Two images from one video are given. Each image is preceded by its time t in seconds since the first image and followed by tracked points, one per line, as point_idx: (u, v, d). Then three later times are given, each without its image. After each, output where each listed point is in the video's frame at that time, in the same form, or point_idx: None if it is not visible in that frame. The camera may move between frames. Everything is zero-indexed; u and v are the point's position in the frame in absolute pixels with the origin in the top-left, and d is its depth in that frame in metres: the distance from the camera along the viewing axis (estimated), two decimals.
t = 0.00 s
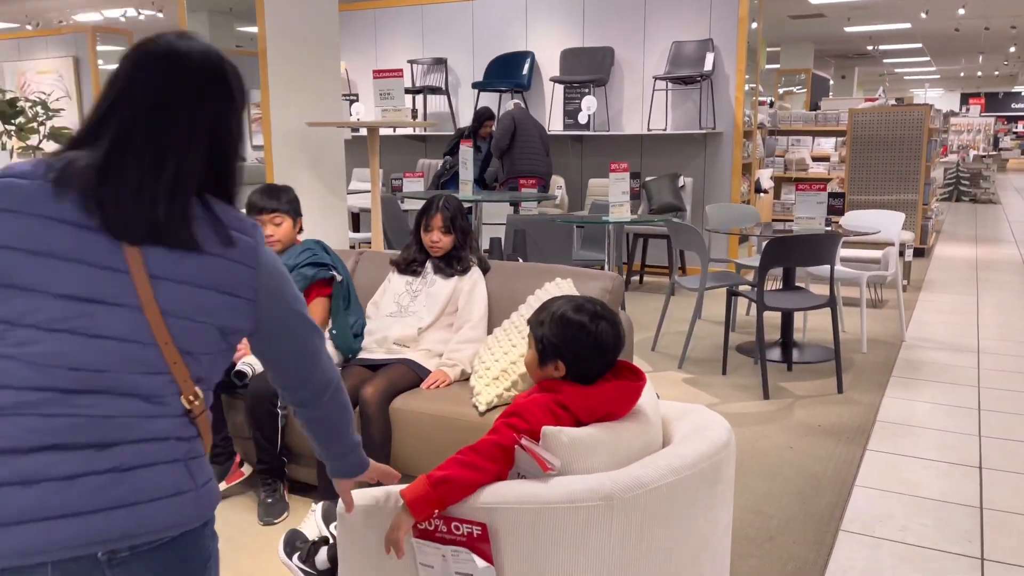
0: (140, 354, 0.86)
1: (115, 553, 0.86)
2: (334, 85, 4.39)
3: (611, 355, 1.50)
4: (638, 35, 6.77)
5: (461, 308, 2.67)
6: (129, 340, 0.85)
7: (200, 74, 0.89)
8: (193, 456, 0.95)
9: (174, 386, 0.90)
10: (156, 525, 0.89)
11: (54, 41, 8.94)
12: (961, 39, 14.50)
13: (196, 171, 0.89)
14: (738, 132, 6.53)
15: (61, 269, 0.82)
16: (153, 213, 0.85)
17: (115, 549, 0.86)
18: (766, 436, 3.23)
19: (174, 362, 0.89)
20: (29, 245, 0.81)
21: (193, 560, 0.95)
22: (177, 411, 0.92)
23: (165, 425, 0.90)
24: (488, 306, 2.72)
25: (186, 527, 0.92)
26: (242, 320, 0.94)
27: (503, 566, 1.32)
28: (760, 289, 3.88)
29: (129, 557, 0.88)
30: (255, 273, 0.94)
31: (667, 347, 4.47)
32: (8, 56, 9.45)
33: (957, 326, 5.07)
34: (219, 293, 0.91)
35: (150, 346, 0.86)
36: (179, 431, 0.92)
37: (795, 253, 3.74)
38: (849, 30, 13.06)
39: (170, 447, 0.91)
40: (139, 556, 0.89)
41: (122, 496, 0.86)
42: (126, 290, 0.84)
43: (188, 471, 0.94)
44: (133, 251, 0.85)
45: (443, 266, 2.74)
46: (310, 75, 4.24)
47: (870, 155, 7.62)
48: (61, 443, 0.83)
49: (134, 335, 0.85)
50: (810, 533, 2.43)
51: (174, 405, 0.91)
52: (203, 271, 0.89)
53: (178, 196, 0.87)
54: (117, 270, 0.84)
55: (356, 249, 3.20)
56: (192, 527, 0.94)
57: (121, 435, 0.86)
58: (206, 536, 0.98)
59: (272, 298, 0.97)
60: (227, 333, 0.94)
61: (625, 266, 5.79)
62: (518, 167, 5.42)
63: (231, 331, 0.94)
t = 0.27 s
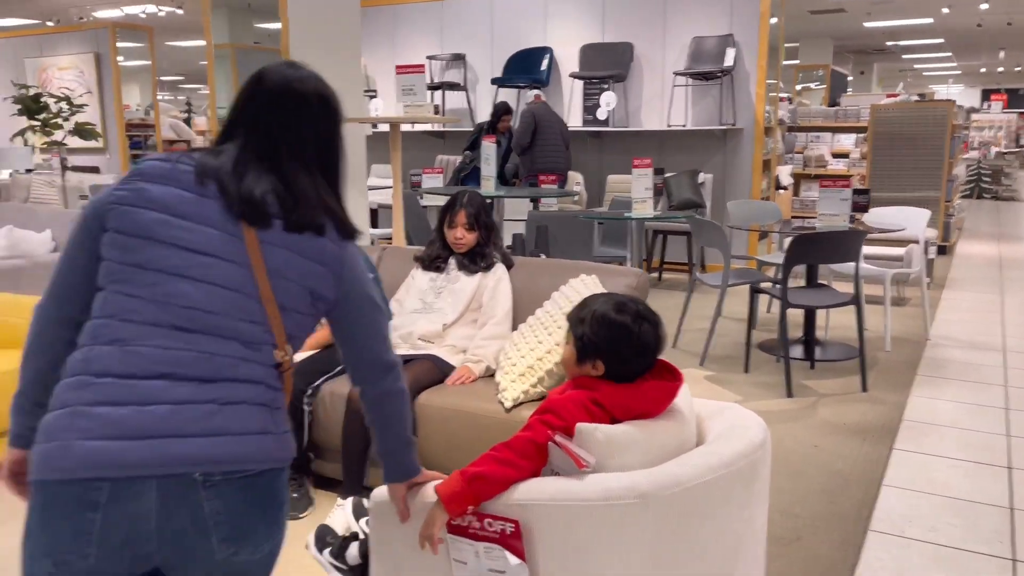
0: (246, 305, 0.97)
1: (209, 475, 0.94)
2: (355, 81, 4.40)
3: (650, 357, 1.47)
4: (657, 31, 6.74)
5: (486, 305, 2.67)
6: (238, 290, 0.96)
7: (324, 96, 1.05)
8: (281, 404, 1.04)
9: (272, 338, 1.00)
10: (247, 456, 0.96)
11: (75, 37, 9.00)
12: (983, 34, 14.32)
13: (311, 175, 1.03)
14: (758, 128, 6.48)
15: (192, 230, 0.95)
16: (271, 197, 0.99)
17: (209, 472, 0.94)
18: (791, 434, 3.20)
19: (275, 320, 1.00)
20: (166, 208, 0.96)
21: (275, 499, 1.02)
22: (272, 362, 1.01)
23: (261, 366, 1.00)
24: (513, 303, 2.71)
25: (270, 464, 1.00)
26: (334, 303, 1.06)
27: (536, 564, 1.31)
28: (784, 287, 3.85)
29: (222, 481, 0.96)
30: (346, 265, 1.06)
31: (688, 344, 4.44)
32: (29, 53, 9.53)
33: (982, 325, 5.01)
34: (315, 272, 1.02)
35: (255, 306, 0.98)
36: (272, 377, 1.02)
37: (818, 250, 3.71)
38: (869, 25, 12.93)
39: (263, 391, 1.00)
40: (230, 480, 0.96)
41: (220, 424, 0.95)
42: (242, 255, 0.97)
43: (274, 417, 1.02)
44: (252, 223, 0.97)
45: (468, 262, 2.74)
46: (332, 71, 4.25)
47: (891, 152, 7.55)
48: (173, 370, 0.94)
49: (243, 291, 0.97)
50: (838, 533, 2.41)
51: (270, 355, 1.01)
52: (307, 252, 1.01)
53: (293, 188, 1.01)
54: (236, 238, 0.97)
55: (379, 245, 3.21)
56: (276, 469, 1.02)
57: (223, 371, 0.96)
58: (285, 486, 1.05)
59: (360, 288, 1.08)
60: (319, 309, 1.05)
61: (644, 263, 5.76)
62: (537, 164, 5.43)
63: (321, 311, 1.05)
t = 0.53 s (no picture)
0: (312, 271, 1.04)
1: (261, 432, 1.00)
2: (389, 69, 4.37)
3: (702, 350, 1.40)
4: (693, 18, 6.62)
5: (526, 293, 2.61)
6: (305, 257, 1.04)
7: (398, 83, 1.14)
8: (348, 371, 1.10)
9: (337, 306, 1.07)
10: (298, 416, 1.01)
11: (110, 29, 9.07)
12: None
13: (382, 155, 1.11)
14: (797, 116, 6.35)
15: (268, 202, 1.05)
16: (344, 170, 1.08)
17: (262, 429, 1.00)
18: (837, 429, 3.11)
19: (340, 286, 1.06)
20: (247, 182, 1.06)
21: (328, 463, 1.06)
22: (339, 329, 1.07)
23: (323, 333, 1.05)
24: (554, 293, 2.65)
25: (323, 428, 1.03)
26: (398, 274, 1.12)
27: (558, 556, 1.28)
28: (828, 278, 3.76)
29: (272, 440, 1.01)
30: (411, 239, 1.11)
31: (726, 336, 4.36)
32: (65, 45, 9.61)
33: None
34: (379, 241, 1.08)
35: (321, 272, 1.05)
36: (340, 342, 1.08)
37: (864, 240, 3.61)
38: (908, 11, 12.62)
39: (324, 356, 1.05)
40: (281, 440, 1.01)
41: (275, 385, 1.01)
42: (312, 225, 1.05)
43: (334, 383, 1.06)
44: (322, 193, 1.06)
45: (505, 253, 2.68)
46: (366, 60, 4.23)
47: (933, 141, 7.36)
48: (241, 331, 1.01)
49: (312, 258, 1.04)
50: (891, 531, 2.33)
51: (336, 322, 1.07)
52: (373, 223, 1.08)
53: (366, 162, 1.09)
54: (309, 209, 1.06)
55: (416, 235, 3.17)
56: (330, 436, 1.05)
57: (286, 334, 1.03)
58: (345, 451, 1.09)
59: (428, 264, 1.14)
60: (385, 278, 1.11)
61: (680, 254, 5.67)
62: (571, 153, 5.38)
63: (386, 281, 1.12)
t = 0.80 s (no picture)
0: (294, 268, 1.01)
1: (219, 431, 1.00)
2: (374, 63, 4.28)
3: (702, 356, 1.24)
4: (682, 12, 6.55)
5: (522, 289, 2.53)
6: (287, 254, 1.01)
7: (401, 74, 1.10)
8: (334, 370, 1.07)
9: (321, 305, 1.04)
10: (252, 418, 0.99)
11: (87, 23, 8.87)
12: (1008, 16, 14.00)
13: (382, 151, 1.07)
14: (787, 111, 6.30)
15: (254, 195, 1.03)
16: (336, 164, 1.05)
17: (220, 428, 1.00)
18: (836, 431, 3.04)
19: (324, 283, 1.03)
20: (238, 176, 1.05)
21: (294, 464, 1.04)
22: (329, 332, 1.05)
23: (297, 331, 1.02)
24: (549, 291, 2.56)
25: (284, 432, 1.01)
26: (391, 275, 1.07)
27: (513, 547, 1.27)
28: (825, 275, 3.70)
29: (229, 441, 1.00)
30: (403, 238, 1.07)
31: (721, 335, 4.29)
32: (40, 40, 9.40)
33: None
34: (367, 240, 1.04)
35: (306, 271, 1.02)
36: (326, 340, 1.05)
37: (862, 236, 3.54)
38: (892, 7, 12.64)
39: (296, 357, 1.03)
40: (237, 441, 1.00)
41: (239, 385, 1.00)
42: (299, 221, 1.03)
43: (302, 385, 1.03)
44: (313, 187, 1.03)
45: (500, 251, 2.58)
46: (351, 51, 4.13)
47: (922, 136, 7.33)
48: (214, 327, 1.01)
49: (295, 255, 1.02)
50: (900, 537, 2.26)
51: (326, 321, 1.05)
52: (362, 220, 1.04)
53: (361, 156, 1.06)
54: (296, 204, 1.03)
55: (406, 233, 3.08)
56: (294, 439, 1.03)
57: (262, 331, 1.01)
58: (321, 453, 1.07)
59: (422, 264, 1.08)
60: (375, 279, 1.07)
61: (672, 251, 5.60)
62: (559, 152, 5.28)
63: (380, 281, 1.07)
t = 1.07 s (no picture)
0: (235, 282, 1.00)
1: (143, 450, 0.98)
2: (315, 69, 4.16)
3: (642, 375, 1.16)
4: (626, 21, 6.57)
5: (474, 306, 2.44)
6: (230, 267, 1.00)
7: (367, 98, 1.11)
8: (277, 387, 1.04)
9: (260, 319, 1.01)
10: (178, 435, 0.97)
11: (8, 26, 8.47)
12: (933, 30, 14.52)
13: (339, 176, 1.08)
14: (729, 121, 6.36)
15: (202, 208, 1.02)
16: (292, 184, 1.05)
17: (144, 447, 0.98)
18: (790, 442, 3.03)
19: (264, 302, 1.01)
20: (189, 193, 1.04)
21: (222, 481, 1.01)
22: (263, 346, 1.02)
23: (229, 346, 1.00)
24: (500, 306, 2.48)
25: (211, 450, 0.99)
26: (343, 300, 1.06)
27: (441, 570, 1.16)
28: (774, 285, 3.71)
29: (154, 459, 0.99)
30: (354, 262, 1.05)
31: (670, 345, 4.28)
32: None
33: (961, 320, 4.96)
34: (313, 263, 1.02)
35: (247, 289, 1.00)
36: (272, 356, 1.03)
37: (810, 245, 3.56)
38: (825, 19, 12.96)
39: (227, 373, 1.00)
40: (162, 459, 0.99)
41: (164, 402, 0.98)
42: (247, 239, 1.01)
43: (232, 401, 1.00)
44: (266, 208, 1.03)
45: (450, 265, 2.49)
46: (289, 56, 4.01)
47: (858, 145, 7.50)
48: (145, 342, 0.99)
49: (238, 273, 1.00)
50: (859, 551, 2.24)
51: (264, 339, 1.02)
52: (311, 243, 1.03)
53: (318, 178, 1.06)
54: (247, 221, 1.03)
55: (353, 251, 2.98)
56: (223, 456, 1.00)
57: (196, 347, 0.98)
58: (254, 468, 1.03)
59: (376, 288, 1.07)
60: (323, 301, 1.05)
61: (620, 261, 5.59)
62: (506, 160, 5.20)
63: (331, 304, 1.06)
